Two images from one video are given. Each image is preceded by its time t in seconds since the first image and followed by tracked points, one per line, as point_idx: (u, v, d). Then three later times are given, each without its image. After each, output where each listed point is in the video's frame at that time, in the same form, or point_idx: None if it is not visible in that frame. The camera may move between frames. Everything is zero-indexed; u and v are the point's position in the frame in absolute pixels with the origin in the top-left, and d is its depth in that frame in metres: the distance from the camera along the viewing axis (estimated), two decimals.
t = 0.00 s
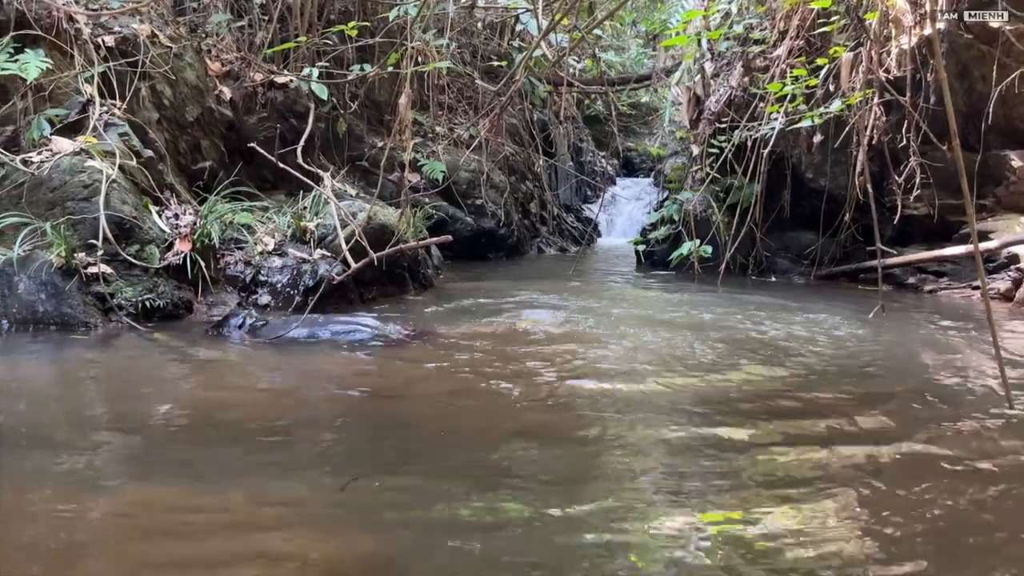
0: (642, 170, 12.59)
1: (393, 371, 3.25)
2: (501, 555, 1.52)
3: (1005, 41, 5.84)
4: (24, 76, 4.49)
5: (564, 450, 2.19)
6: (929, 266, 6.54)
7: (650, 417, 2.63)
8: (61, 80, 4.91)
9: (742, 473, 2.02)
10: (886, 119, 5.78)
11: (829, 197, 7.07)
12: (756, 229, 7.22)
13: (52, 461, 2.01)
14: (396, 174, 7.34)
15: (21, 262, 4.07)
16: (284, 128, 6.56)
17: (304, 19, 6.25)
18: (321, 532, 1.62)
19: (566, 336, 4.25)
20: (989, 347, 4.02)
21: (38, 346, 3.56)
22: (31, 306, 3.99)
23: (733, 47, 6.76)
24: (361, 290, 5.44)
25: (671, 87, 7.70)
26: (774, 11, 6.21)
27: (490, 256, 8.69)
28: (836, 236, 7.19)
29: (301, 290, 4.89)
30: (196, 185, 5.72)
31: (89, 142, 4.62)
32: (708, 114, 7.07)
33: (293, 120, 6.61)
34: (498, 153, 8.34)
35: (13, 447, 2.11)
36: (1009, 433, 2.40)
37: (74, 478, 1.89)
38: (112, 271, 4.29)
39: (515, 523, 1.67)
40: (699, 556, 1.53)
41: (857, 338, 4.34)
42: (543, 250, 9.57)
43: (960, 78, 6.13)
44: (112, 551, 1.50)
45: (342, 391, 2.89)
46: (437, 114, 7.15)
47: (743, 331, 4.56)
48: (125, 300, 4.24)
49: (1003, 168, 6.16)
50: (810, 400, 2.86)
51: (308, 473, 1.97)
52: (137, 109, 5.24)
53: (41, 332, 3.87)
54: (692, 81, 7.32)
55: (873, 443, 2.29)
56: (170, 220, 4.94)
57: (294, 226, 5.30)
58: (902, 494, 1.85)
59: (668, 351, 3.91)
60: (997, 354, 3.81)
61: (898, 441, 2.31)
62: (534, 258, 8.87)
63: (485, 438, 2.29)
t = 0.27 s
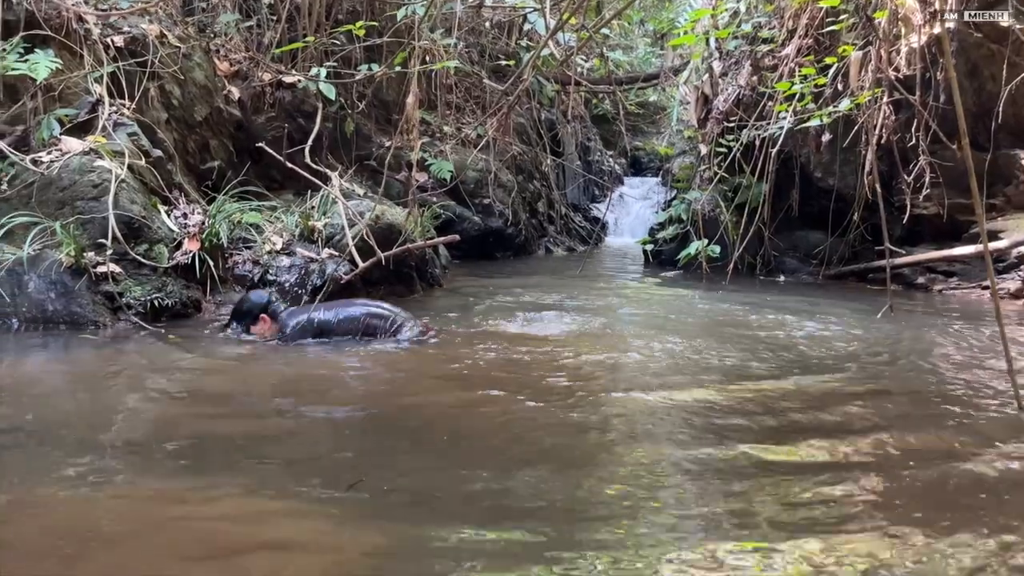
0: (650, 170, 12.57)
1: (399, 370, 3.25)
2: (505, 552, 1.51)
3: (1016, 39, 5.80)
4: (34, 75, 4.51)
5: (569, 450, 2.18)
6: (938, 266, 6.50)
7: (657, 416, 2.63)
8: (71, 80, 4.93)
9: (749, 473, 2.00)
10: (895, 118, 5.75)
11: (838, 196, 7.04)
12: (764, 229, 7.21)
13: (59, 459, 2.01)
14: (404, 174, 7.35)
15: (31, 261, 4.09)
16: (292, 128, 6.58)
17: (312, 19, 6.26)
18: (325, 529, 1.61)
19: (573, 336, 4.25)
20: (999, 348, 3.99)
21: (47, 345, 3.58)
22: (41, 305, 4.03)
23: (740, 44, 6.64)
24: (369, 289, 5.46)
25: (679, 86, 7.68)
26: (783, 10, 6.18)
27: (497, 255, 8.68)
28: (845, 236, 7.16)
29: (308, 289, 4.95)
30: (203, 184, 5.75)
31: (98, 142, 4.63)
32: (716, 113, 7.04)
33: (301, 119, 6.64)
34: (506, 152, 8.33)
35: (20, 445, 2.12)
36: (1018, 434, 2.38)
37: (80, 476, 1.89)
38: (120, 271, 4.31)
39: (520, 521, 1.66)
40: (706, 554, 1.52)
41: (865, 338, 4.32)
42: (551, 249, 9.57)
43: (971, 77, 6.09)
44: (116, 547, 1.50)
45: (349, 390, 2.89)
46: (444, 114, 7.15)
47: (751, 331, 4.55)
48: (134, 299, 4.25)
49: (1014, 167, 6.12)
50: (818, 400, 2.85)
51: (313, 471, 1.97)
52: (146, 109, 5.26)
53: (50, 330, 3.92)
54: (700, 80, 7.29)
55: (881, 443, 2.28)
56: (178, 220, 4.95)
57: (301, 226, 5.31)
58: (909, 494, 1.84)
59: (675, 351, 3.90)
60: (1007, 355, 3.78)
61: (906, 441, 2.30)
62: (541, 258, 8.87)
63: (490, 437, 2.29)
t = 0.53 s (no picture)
0: (659, 170, 12.55)
1: (410, 369, 3.27)
2: (513, 550, 1.51)
3: None
4: (46, 76, 4.54)
5: (577, 446, 2.18)
6: (950, 266, 6.47)
7: (666, 414, 2.62)
8: (83, 81, 4.95)
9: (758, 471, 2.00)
10: (906, 117, 5.73)
11: (849, 196, 7.02)
12: (774, 229, 7.19)
13: (70, 457, 2.02)
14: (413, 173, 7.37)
15: (44, 260, 4.13)
16: (302, 128, 6.61)
17: (322, 19, 6.28)
18: (334, 524, 1.61)
19: (582, 335, 4.25)
20: (1011, 347, 3.97)
21: (59, 344, 3.62)
22: (53, 305, 4.06)
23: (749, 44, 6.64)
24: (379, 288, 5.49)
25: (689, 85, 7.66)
26: (793, 10, 6.16)
27: (507, 255, 8.69)
28: (856, 235, 7.14)
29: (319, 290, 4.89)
30: (214, 185, 5.78)
31: (110, 142, 4.66)
32: (726, 113, 7.03)
33: (311, 120, 6.66)
34: (515, 152, 8.33)
35: (32, 444, 2.13)
36: None
37: (91, 473, 1.90)
38: (132, 270, 4.33)
39: (526, 518, 1.66)
40: (716, 550, 1.52)
41: (876, 338, 4.30)
42: (560, 249, 9.56)
43: (983, 75, 6.06)
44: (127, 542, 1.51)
45: (358, 388, 2.90)
46: (453, 114, 7.16)
47: (760, 330, 4.54)
48: (146, 298, 4.28)
49: None
50: (829, 399, 2.84)
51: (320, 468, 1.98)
52: (157, 109, 5.29)
53: (62, 331, 3.94)
54: (710, 80, 7.27)
55: (892, 443, 2.27)
56: (189, 220, 4.98)
57: (312, 226, 5.34)
58: (921, 493, 1.83)
59: (684, 351, 3.90)
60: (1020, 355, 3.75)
61: (918, 441, 2.29)
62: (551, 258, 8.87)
63: (499, 435, 2.29)
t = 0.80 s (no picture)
0: (672, 169, 12.52)
1: (422, 369, 3.28)
2: (522, 550, 1.52)
3: None
4: (62, 78, 4.59)
5: (587, 447, 2.18)
6: (965, 266, 6.43)
7: (678, 415, 2.63)
8: (98, 82, 5.00)
9: (768, 473, 1.99)
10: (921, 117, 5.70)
11: (863, 195, 6.96)
12: (787, 228, 7.17)
13: (84, 458, 2.04)
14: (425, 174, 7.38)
15: (60, 261, 4.15)
16: (314, 129, 6.63)
17: (335, 20, 6.30)
18: (344, 527, 1.62)
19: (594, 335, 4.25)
20: None
21: (75, 344, 3.66)
22: (69, 305, 4.10)
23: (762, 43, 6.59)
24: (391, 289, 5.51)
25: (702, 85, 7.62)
26: (807, 8, 6.12)
27: (519, 255, 8.71)
28: (870, 235, 7.10)
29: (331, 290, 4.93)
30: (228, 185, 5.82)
31: (124, 143, 4.69)
32: (739, 112, 7.00)
33: (324, 120, 6.68)
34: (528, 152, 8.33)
35: (47, 444, 2.15)
36: None
37: (105, 475, 1.92)
38: (146, 270, 4.37)
39: (534, 519, 1.67)
40: (726, 556, 1.51)
41: (890, 338, 4.28)
42: (572, 249, 9.56)
43: (999, 74, 6.01)
44: (138, 546, 1.52)
45: (370, 389, 2.92)
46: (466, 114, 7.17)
47: (773, 331, 4.52)
48: (160, 298, 4.31)
49: None
50: (841, 400, 2.83)
51: (331, 469, 1.98)
52: (171, 111, 5.33)
53: (77, 331, 3.97)
54: (723, 79, 7.24)
55: (904, 444, 2.26)
56: (203, 220, 5.01)
57: (325, 226, 5.36)
58: (931, 495, 1.82)
59: (697, 351, 3.89)
60: None
61: (931, 441, 2.28)
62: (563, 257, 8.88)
63: (510, 435, 2.30)
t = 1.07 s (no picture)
0: (694, 169, 12.47)
1: (441, 368, 3.30)
2: (537, 540, 1.52)
3: None
4: (89, 81, 4.66)
5: (606, 441, 2.18)
6: (993, 265, 6.34)
7: (698, 411, 2.62)
8: (125, 84, 5.07)
9: (789, 469, 1.98)
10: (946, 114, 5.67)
11: (888, 195, 6.89)
12: (811, 228, 7.12)
13: (111, 451, 2.07)
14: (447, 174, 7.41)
15: (88, 261, 4.25)
16: (337, 130, 6.74)
17: (358, 21, 6.34)
18: (365, 518, 1.63)
19: (615, 335, 4.25)
20: None
21: (102, 342, 3.72)
22: (97, 304, 4.15)
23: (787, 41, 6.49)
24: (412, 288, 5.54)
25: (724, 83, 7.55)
26: (831, 6, 6.07)
27: (540, 255, 8.73)
28: (894, 235, 7.02)
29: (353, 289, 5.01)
30: (252, 186, 5.91)
31: (150, 145, 4.75)
32: (762, 112, 6.96)
33: (346, 121, 6.78)
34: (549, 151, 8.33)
35: (74, 438, 2.19)
36: None
37: (131, 467, 1.95)
38: (171, 270, 4.44)
39: (551, 510, 1.67)
40: (746, 548, 1.50)
41: (915, 338, 4.23)
42: (594, 249, 9.55)
43: None
44: (164, 534, 1.54)
45: (390, 385, 2.94)
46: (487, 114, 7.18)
47: (795, 330, 4.50)
48: (185, 298, 4.37)
49: None
50: (866, 399, 2.81)
51: (352, 462, 2.00)
52: (196, 112, 5.40)
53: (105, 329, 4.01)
54: (746, 78, 7.20)
55: (930, 439, 2.23)
56: (227, 220, 5.05)
57: (347, 226, 5.41)
58: (956, 491, 1.79)
59: (718, 350, 3.87)
60: None
61: (957, 437, 2.25)
62: (584, 258, 8.87)
63: (528, 430, 2.31)
